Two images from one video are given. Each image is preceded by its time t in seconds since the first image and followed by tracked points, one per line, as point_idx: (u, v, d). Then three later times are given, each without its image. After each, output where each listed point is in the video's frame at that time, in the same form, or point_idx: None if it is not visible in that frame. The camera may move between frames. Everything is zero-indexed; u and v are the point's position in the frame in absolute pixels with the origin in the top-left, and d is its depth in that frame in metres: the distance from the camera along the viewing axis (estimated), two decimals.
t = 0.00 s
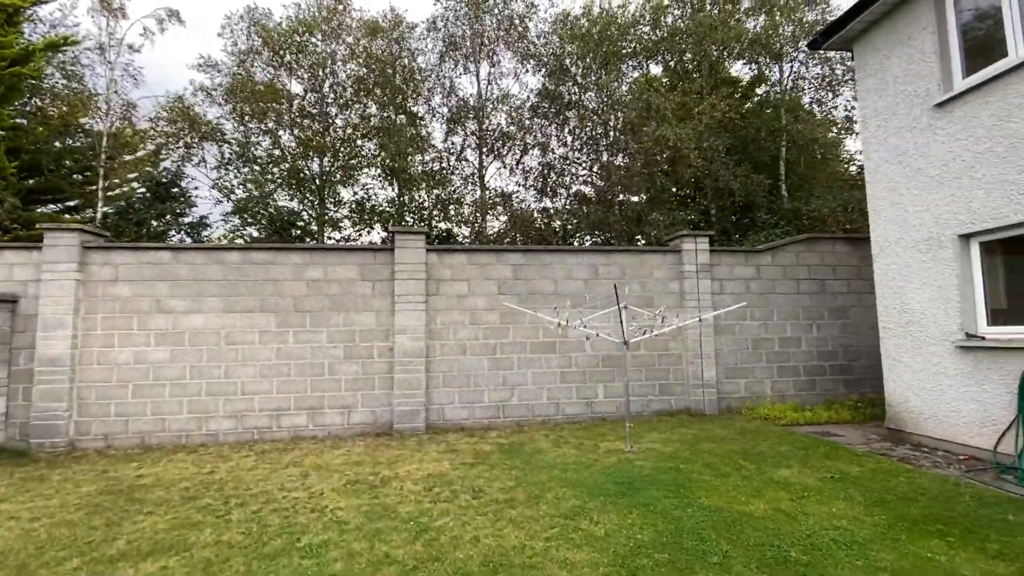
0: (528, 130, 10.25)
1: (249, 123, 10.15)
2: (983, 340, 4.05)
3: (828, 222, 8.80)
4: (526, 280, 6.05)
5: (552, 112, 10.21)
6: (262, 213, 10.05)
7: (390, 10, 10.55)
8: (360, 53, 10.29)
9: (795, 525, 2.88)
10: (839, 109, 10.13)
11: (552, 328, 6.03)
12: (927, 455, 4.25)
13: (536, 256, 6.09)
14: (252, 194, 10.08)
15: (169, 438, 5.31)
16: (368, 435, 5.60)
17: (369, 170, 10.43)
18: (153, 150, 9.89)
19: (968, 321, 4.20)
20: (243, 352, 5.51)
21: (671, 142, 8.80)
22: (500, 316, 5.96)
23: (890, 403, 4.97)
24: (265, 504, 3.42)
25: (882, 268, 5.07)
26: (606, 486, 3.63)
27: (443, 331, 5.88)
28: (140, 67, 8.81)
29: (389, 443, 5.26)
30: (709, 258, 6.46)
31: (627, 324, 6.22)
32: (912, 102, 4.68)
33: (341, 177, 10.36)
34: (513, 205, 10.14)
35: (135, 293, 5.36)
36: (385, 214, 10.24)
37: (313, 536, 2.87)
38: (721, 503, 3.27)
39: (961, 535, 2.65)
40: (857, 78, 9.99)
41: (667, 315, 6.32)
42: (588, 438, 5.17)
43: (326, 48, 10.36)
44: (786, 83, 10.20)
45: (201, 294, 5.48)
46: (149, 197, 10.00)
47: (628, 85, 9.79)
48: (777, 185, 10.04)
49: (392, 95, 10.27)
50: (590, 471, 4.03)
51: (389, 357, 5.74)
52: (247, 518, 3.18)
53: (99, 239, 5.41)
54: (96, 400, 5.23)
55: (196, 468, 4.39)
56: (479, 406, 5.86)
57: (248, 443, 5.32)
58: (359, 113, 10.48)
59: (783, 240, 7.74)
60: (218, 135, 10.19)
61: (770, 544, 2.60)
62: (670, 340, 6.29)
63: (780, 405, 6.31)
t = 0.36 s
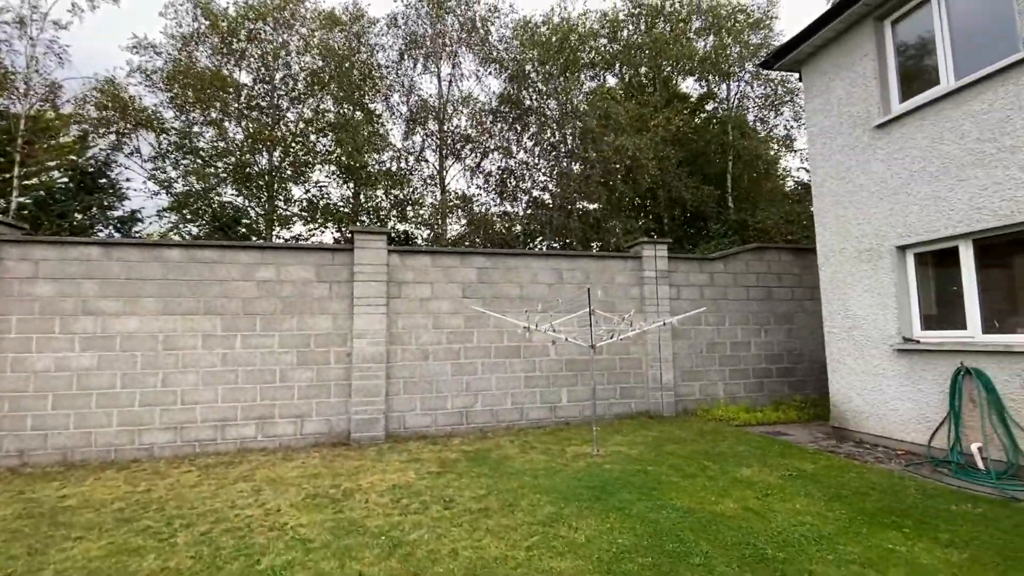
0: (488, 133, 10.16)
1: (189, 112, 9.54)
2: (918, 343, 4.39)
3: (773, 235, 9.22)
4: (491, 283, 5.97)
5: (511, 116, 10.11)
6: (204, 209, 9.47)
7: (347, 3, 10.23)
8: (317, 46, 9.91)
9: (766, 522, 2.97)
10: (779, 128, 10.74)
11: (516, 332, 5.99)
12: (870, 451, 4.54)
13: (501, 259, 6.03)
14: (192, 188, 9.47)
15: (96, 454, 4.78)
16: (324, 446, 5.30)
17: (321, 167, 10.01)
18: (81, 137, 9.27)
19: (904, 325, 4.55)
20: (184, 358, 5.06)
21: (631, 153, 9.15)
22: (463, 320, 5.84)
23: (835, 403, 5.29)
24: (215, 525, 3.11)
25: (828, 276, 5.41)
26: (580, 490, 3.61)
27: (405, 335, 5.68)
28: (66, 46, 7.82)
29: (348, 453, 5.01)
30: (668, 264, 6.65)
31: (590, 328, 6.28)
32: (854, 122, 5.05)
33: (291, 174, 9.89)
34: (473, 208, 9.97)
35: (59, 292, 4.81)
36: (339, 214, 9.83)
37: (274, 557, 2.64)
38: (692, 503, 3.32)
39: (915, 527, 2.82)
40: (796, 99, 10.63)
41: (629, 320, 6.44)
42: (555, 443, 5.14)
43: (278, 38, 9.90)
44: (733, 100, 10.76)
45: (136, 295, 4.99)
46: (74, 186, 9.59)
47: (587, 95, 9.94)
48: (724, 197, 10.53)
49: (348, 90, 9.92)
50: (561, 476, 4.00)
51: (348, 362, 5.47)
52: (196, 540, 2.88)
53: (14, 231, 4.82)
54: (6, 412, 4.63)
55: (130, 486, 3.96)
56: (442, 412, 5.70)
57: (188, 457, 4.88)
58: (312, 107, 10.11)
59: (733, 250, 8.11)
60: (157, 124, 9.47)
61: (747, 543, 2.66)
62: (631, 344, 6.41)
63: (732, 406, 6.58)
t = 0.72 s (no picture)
0: (452, 136, 10.10)
1: (132, 99, 8.86)
2: (869, 347, 4.66)
3: (728, 243, 9.73)
4: (461, 287, 5.87)
5: (477, 118, 10.00)
6: (148, 203, 8.85)
7: None
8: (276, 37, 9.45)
9: (742, 522, 3.04)
10: (733, 142, 11.22)
11: (486, 337, 5.91)
12: (826, 450, 4.78)
13: (471, 263, 5.95)
14: (134, 181, 8.71)
15: (21, 472, 4.29)
16: (283, 456, 5.00)
17: (279, 163, 9.69)
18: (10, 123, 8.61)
19: (856, 331, 4.82)
20: (127, 364, 4.64)
21: (598, 159, 9.28)
22: (432, 324, 5.70)
23: (791, 405, 5.54)
24: (169, 546, 2.84)
25: (785, 283, 5.68)
26: (559, 496, 3.57)
27: (371, 340, 5.48)
28: None
29: (310, 463, 4.75)
30: (634, 270, 6.78)
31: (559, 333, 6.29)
32: (810, 138, 5.35)
33: (245, 170, 9.41)
34: (437, 210, 9.87)
35: None
36: (297, 214, 9.58)
37: None
38: (670, 505, 3.37)
39: (879, 521, 2.97)
40: (748, 115, 11.15)
41: (597, 325, 6.50)
42: (526, 448, 5.09)
43: (233, 25, 9.32)
44: (689, 115, 11.20)
45: (72, 294, 4.54)
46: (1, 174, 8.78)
47: (553, 102, 9.98)
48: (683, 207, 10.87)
49: (308, 85, 9.57)
50: (537, 481, 3.96)
51: (310, 368, 5.20)
52: (150, 565, 2.61)
53: None
54: None
55: (64, 506, 3.57)
56: (409, 419, 5.53)
57: (130, 472, 4.47)
58: (270, 101, 9.67)
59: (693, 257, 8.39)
60: (97, 109, 8.71)
61: (729, 543, 2.71)
62: (598, 349, 6.47)
63: (694, 409, 6.77)
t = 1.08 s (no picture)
0: (407, 137, 9.89)
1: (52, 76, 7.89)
2: (812, 353, 4.97)
3: (677, 253, 10.34)
4: (421, 291, 5.70)
5: (435, 120, 9.91)
6: (67, 192, 8.07)
7: None
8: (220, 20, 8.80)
9: (711, 522, 3.12)
10: (680, 157, 11.69)
11: (446, 342, 5.76)
12: (774, 450, 5.02)
13: (432, 266, 5.79)
14: (53, 167, 7.95)
15: None
16: (225, 472, 4.60)
17: (219, 156, 9.06)
18: None
19: (801, 337, 5.13)
20: (42, 372, 4.11)
21: (558, 164, 9.34)
22: (390, 329, 5.49)
23: (740, 408, 5.80)
24: None
25: (735, 292, 5.96)
26: (529, 504, 3.50)
27: (324, 345, 5.18)
28: None
29: (256, 478, 4.40)
30: (593, 276, 6.88)
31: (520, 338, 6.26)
32: (759, 156, 5.67)
33: (182, 161, 8.72)
34: (390, 210, 9.61)
35: None
36: (240, 211, 9.02)
37: None
38: (640, 509, 3.40)
39: (833, 517, 3.13)
40: (694, 132, 11.70)
41: (556, 331, 6.52)
42: (488, 456, 4.99)
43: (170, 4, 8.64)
44: (641, 129, 11.52)
45: None
46: None
47: (510, 108, 10.04)
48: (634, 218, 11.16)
49: (255, 75, 9.10)
50: (505, 490, 3.88)
51: (256, 376, 4.83)
52: None
53: None
54: None
55: None
56: (364, 428, 5.27)
57: (43, 495, 3.94)
58: (212, 88, 9.03)
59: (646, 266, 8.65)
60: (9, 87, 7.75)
61: (702, 544, 2.76)
62: (557, 354, 6.49)
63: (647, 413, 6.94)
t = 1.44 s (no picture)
0: (366, 134, 9.67)
1: None
2: (769, 356, 5.19)
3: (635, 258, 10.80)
4: (384, 292, 5.49)
5: (395, 118, 9.73)
6: None
7: None
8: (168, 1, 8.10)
9: (688, 522, 3.16)
10: (636, 166, 12.04)
11: (411, 345, 5.58)
12: (733, 450, 5.20)
13: (396, 266, 5.59)
14: None
15: None
16: (167, 487, 4.20)
17: (158, 144, 8.46)
18: None
19: (758, 341, 5.35)
20: None
21: (523, 166, 9.36)
22: (351, 332, 5.23)
23: (700, 410, 5.98)
24: None
25: (696, 297, 6.15)
26: (506, 511, 3.41)
27: (280, 349, 4.87)
28: None
29: (204, 493, 4.04)
30: (558, 280, 6.89)
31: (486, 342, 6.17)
32: (719, 166, 5.90)
33: (118, 147, 8.12)
34: (347, 209, 9.43)
35: None
36: (183, 203, 8.49)
37: None
38: (618, 512, 3.40)
39: (800, 514, 3.26)
40: (649, 142, 12.07)
41: (522, 335, 6.48)
42: (455, 463, 4.85)
43: None
44: (599, 138, 11.77)
45: None
46: None
47: (474, 108, 9.88)
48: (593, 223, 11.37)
49: (203, 59, 8.40)
50: (479, 497, 3.77)
51: (204, 382, 4.46)
52: None
53: None
54: None
55: None
56: (322, 437, 4.99)
57: None
58: (152, 71, 8.38)
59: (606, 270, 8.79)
60: None
61: (684, 545, 2.79)
62: (523, 358, 6.44)
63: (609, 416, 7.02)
